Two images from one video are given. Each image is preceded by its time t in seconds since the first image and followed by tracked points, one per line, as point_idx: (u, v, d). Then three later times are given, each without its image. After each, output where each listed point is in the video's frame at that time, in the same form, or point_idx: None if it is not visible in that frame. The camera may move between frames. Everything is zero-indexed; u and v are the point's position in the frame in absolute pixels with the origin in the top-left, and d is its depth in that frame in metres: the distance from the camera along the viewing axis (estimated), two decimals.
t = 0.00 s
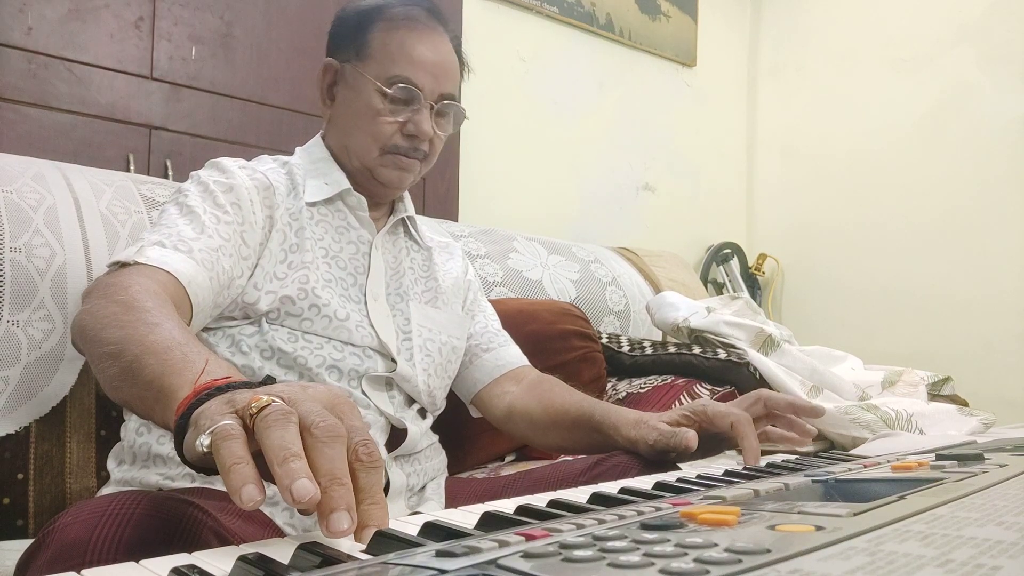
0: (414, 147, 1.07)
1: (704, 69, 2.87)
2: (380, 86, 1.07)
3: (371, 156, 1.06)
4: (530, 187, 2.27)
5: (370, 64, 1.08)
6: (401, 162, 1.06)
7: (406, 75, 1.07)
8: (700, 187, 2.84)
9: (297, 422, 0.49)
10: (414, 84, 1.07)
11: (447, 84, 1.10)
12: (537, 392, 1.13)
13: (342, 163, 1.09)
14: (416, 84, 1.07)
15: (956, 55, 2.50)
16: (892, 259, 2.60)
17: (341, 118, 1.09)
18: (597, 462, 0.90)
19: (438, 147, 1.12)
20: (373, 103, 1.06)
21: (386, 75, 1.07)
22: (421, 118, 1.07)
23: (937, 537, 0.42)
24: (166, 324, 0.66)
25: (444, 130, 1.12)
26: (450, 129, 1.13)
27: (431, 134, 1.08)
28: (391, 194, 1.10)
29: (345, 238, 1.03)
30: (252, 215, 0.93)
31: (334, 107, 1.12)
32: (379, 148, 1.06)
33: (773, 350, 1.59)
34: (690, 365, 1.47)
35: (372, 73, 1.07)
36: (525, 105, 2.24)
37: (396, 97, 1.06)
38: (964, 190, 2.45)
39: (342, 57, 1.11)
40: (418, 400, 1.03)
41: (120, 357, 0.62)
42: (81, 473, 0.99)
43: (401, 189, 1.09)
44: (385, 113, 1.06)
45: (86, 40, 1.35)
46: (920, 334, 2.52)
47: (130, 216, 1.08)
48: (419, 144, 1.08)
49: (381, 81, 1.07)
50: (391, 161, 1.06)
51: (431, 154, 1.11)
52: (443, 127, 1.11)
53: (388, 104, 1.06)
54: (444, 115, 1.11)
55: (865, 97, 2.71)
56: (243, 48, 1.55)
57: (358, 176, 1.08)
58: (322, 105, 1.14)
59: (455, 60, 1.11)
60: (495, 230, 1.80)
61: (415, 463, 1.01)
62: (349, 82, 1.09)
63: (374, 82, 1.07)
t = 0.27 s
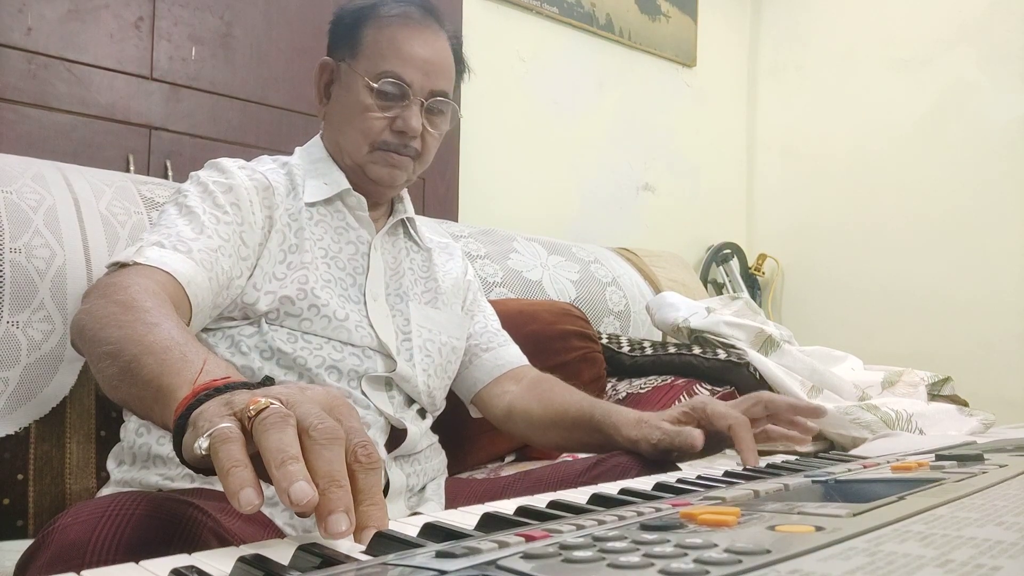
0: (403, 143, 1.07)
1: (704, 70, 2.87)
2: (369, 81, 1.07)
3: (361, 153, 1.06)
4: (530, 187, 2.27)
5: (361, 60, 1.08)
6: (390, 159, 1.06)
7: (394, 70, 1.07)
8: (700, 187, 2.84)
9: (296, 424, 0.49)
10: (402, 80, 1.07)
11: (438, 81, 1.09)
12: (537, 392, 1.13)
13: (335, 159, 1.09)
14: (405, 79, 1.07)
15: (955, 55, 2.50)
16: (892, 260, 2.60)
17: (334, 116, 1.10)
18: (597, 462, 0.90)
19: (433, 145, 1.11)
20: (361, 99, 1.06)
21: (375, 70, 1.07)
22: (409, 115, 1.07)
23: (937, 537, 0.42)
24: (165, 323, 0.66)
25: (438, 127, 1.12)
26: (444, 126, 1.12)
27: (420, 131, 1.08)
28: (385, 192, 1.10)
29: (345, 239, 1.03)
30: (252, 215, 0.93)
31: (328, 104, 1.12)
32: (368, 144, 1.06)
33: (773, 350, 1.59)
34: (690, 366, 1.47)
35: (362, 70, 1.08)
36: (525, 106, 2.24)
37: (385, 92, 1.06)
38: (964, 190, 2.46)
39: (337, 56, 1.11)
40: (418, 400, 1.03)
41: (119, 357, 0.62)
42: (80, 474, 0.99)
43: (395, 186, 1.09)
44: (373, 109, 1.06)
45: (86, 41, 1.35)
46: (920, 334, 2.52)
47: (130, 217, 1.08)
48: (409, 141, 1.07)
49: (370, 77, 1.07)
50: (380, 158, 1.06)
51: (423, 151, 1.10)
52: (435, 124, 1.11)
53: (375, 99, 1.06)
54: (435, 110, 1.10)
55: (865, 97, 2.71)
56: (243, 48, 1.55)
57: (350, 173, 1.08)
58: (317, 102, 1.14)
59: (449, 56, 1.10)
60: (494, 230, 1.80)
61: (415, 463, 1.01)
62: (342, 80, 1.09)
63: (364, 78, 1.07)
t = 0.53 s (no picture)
0: (398, 142, 1.07)
1: (704, 69, 2.86)
2: (364, 80, 1.07)
3: (355, 152, 1.06)
4: (530, 186, 2.26)
5: (356, 59, 1.08)
6: (385, 158, 1.06)
7: (388, 68, 1.07)
8: (700, 186, 2.84)
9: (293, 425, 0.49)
10: (397, 78, 1.07)
11: (433, 79, 1.09)
12: (536, 392, 1.13)
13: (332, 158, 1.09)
14: (400, 78, 1.07)
15: (955, 55, 2.50)
16: (892, 259, 2.60)
17: (329, 115, 1.10)
18: (597, 462, 0.90)
19: (429, 144, 1.11)
20: (356, 97, 1.06)
21: (370, 69, 1.07)
22: (404, 113, 1.07)
23: (937, 537, 0.42)
24: (164, 324, 0.66)
25: (434, 126, 1.12)
26: (440, 125, 1.12)
27: (415, 129, 1.08)
28: (382, 191, 1.10)
29: (342, 239, 1.03)
30: (250, 216, 0.93)
31: (325, 103, 1.12)
32: (363, 143, 1.06)
33: (772, 349, 1.60)
34: (689, 366, 1.47)
35: (357, 68, 1.08)
36: (525, 105, 2.24)
37: (380, 91, 1.07)
38: (964, 189, 2.45)
39: (334, 55, 1.11)
40: (417, 400, 1.03)
41: (118, 359, 0.62)
42: (80, 473, 0.99)
43: (393, 185, 1.09)
44: (368, 108, 1.06)
45: (86, 40, 1.35)
46: (920, 334, 2.52)
47: (130, 216, 1.08)
48: (404, 139, 1.07)
49: (364, 75, 1.07)
50: (375, 156, 1.06)
51: (419, 150, 1.10)
52: (430, 123, 1.11)
53: (369, 97, 1.06)
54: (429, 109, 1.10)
55: (865, 97, 2.71)
56: (243, 48, 1.54)
57: (346, 172, 1.08)
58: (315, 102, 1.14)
59: (444, 55, 1.10)
60: (494, 230, 1.80)
61: (414, 462, 1.01)
62: (338, 79, 1.09)
63: (359, 76, 1.07)
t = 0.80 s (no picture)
0: (395, 141, 1.07)
1: (705, 69, 2.87)
2: (361, 79, 1.07)
3: (353, 151, 1.06)
4: (530, 187, 2.26)
5: (354, 58, 1.08)
6: (383, 157, 1.06)
7: (386, 67, 1.07)
8: (700, 186, 2.84)
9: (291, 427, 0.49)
10: (394, 77, 1.07)
11: (430, 78, 1.09)
12: (536, 391, 1.13)
13: (330, 158, 1.09)
14: (397, 77, 1.07)
15: (955, 55, 2.50)
16: (892, 259, 2.60)
17: (327, 114, 1.10)
18: (596, 462, 0.90)
19: (427, 144, 1.11)
20: (354, 97, 1.06)
21: (367, 68, 1.07)
22: (402, 112, 1.07)
23: (937, 537, 0.42)
24: (162, 325, 0.66)
25: (432, 126, 1.12)
26: (438, 125, 1.12)
27: (413, 128, 1.08)
28: (380, 190, 1.10)
29: (341, 239, 1.03)
30: (248, 216, 0.93)
31: (323, 103, 1.12)
32: (361, 142, 1.06)
33: (772, 349, 1.60)
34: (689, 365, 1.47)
35: (355, 67, 1.07)
36: (526, 105, 2.24)
37: (377, 90, 1.07)
38: (964, 189, 2.45)
39: (332, 55, 1.11)
40: (416, 400, 1.03)
41: (116, 361, 0.62)
42: (81, 473, 0.99)
43: (391, 185, 1.09)
44: (365, 107, 1.06)
45: (86, 40, 1.35)
46: (920, 334, 2.52)
47: (130, 216, 1.08)
48: (402, 138, 1.07)
49: (362, 75, 1.07)
50: (373, 156, 1.06)
51: (417, 149, 1.10)
52: (428, 122, 1.11)
53: (367, 97, 1.06)
54: (428, 108, 1.10)
55: (865, 96, 2.71)
56: (243, 48, 1.54)
57: (345, 172, 1.08)
58: (313, 102, 1.14)
59: (442, 55, 1.10)
60: (494, 230, 1.80)
61: (414, 462, 1.01)
62: (336, 78, 1.09)
63: (356, 75, 1.07)
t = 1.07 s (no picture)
0: (395, 141, 1.07)
1: (705, 69, 2.87)
2: (361, 79, 1.07)
3: (353, 151, 1.06)
4: (530, 186, 2.26)
5: (354, 58, 1.08)
6: (382, 157, 1.06)
7: (386, 67, 1.07)
8: (700, 186, 2.84)
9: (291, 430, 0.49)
10: (395, 77, 1.07)
11: (431, 78, 1.09)
12: (536, 391, 1.13)
13: (330, 158, 1.09)
14: (397, 77, 1.07)
15: (955, 55, 2.50)
16: (892, 259, 2.60)
17: (327, 114, 1.10)
18: (596, 462, 0.90)
19: (427, 144, 1.11)
20: (354, 96, 1.06)
21: (367, 68, 1.07)
22: (402, 112, 1.07)
23: (937, 537, 0.42)
24: (160, 326, 0.66)
25: (432, 125, 1.12)
26: (437, 125, 1.12)
27: (413, 128, 1.08)
28: (380, 191, 1.10)
29: (341, 239, 1.03)
30: (248, 217, 0.93)
31: (323, 103, 1.12)
32: (361, 142, 1.06)
33: (773, 349, 1.60)
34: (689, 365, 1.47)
35: (355, 67, 1.07)
36: (526, 105, 2.24)
37: (377, 90, 1.07)
38: (964, 189, 2.45)
39: (332, 55, 1.11)
40: (416, 400, 1.03)
41: (115, 363, 0.62)
42: (81, 473, 0.99)
43: (391, 185, 1.09)
44: (365, 107, 1.06)
45: (86, 40, 1.35)
46: (920, 334, 2.52)
47: (130, 216, 1.08)
48: (402, 138, 1.07)
49: (362, 74, 1.07)
50: (373, 156, 1.06)
51: (417, 149, 1.10)
52: (428, 122, 1.11)
53: (367, 97, 1.06)
54: (428, 108, 1.10)
55: (866, 96, 2.70)
56: (243, 48, 1.54)
57: (344, 172, 1.09)
58: (313, 102, 1.14)
59: (442, 54, 1.10)
60: (495, 230, 1.80)
61: (414, 462, 1.01)
62: (336, 78, 1.09)
63: (357, 75, 1.07)
